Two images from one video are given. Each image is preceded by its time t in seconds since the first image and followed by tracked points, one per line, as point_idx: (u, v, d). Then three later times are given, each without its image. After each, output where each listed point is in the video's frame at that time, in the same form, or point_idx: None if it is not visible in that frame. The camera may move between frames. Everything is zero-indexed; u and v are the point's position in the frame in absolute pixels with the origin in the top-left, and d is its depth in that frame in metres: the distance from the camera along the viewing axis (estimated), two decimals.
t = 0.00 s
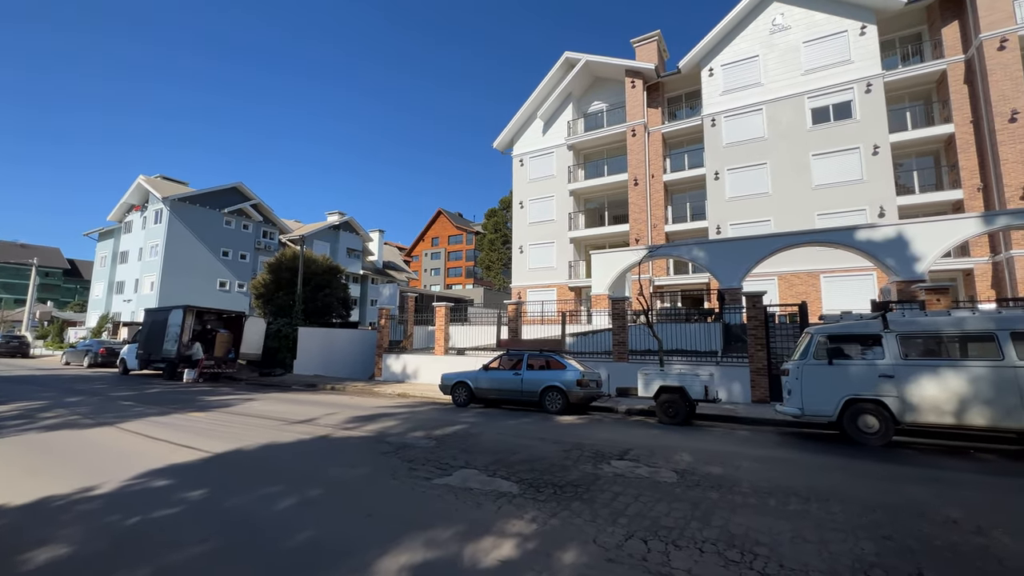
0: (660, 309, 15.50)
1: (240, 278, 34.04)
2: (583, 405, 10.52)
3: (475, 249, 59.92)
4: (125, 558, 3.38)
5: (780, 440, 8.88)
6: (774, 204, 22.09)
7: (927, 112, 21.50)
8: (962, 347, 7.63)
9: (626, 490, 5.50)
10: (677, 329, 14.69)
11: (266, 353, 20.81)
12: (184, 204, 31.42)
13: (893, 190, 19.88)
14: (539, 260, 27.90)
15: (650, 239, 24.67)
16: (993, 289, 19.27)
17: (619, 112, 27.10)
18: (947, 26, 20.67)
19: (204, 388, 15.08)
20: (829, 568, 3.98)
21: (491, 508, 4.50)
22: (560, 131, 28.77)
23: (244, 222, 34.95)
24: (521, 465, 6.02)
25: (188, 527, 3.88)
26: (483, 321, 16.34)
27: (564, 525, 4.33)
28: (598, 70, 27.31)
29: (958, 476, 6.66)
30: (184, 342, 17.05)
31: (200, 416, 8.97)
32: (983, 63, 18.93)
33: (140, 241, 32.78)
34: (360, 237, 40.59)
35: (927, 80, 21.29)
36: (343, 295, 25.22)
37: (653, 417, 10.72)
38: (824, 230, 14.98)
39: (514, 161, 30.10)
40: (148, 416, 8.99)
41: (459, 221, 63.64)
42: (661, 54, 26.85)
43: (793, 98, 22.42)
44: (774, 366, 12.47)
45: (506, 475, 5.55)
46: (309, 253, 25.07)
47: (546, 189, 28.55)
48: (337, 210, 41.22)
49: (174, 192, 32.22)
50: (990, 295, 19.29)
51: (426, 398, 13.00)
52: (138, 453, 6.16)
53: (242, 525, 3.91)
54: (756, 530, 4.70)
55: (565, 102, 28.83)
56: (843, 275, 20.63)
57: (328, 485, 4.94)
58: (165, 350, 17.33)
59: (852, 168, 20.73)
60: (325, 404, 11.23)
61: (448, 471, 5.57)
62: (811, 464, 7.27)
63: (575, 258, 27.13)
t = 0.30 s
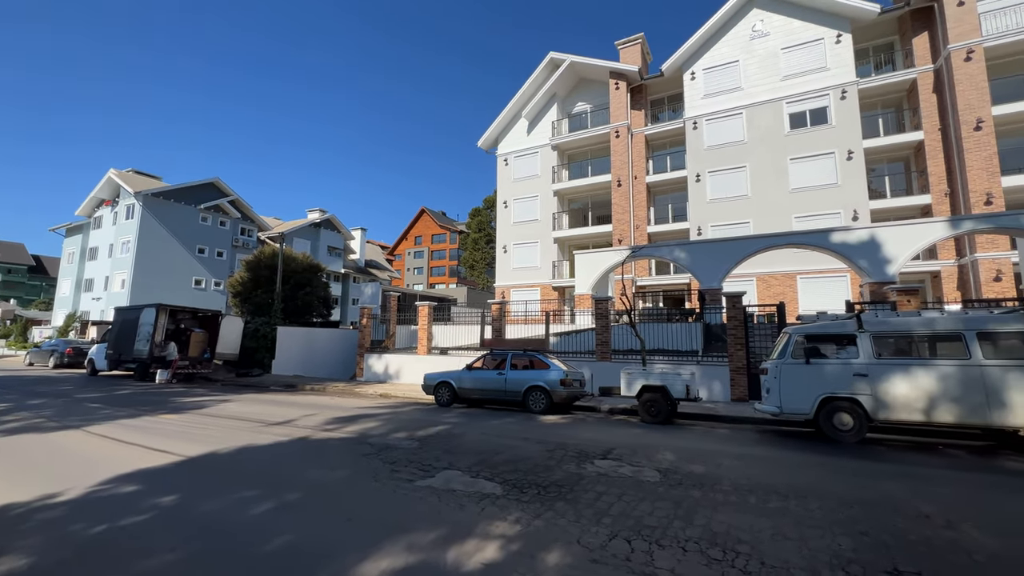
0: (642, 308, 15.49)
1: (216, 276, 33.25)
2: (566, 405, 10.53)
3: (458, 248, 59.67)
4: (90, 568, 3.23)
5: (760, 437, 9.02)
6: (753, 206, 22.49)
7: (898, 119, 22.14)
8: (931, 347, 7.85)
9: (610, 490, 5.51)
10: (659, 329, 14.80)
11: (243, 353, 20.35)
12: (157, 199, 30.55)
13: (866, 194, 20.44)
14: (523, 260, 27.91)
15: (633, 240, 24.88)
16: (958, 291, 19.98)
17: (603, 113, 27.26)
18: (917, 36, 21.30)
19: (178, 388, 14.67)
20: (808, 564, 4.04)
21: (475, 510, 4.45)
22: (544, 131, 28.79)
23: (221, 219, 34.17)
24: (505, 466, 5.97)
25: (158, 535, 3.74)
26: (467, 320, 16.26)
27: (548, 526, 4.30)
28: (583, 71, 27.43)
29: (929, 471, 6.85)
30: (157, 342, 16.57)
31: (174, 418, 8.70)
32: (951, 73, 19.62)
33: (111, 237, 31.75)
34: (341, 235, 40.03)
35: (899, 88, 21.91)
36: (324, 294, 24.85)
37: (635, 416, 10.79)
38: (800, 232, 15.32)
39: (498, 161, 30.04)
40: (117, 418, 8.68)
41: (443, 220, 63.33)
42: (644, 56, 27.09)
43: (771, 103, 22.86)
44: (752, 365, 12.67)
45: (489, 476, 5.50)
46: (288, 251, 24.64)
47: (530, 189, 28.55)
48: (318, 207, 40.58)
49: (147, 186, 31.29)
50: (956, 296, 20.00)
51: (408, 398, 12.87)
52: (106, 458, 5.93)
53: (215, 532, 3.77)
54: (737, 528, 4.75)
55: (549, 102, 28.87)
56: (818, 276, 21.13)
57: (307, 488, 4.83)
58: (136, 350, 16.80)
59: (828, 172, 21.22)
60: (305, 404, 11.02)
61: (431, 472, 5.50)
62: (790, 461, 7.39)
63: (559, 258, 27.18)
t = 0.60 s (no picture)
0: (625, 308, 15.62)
1: (191, 275, 32.40)
2: (550, 405, 10.52)
3: (442, 248, 59.33)
4: None
5: (740, 436, 9.15)
6: (732, 209, 22.86)
7: (871, 126, 22.76)
8: (902, 346, 8.06)
9: (594, 489, 5.50)
10: (641, 329, 14.93)
11: (220, 353, 19.85)
12: (129, 194, 29.63)
13: (841, 198, 20.96)
14: (507, 260, 27.88)
15: (616, 241, 25.02)
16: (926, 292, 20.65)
17: (587, 115, 27.40)
18: (890, 46, 21.93)
19: (151, 390, 14.24)
20: (789, 561, 4.08)
21: (458, 512, 4.39)
22: (528, 131, 28.79)
23: (197, 215, 33.33)
24: (488, 467, 5.92)
25: (127, 543, 3.59)
26: (450, 320, 16.15)
27: (532, 527, 4.27)
28: (567, 72, 27.52)
29: (902, 467, 7.02)
30: (128, 342, 16.05)
31: (145, 421, 8.42)
32: (920, 83, 20.26)
33: (79, 233, 30.66)
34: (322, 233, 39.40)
35: (871, 95, 22.51)
36: (304, 293, 24.43)
37: (618, 416, 10.84)
38: (778, 235, 15.62)
39: (483, 160, 29.95)
40: (85, 421, 8.36)
41: (426, 219, 62.90)
42: (628, 59, 27.30)
43: (751, 108, 23.27)
44: (732, 365, 12.85)
45: (473, 477, 5.44)
46: (267, 249, 24.16)
47: (515, 189, 28.54)
48: (298, 205, 39.86)
49: (119, 181, 30.33)
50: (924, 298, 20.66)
51: (391, 399, 12.71)
52: (72, 463, 5.70)
53: (188, 539, 3.64)
54: (719, 525, 4.79)
55: (534, 102, 28.90)
56: (795, 278, 21.59)
57: (286, 492, 4.71)
58: (106, 350, 16.25)
59: (805, 176, 21.69)
60: (284, 406, 10.79)
61: (414, 474, 5.41)
62: (770, 459, 7.50)
63: (543, 258, 27.23)
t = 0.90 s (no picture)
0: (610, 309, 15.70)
1: (167, 273, 31.57)
2: (535, 405, 10.49)
3: (426, 247, 58.95)
4: None
5: (722, 434, 9.25)
6: (714, 211, 23.18)
7: (848, 132, 23.31)
8: (877, 346, 8.24)
9: (580, 489, 5.48)
10: (626, 329, 15.00)
11: (197, 353, 19.36)
12: (102, 189, 28.76)
13: (818, 202, 21.43)
14: (492, 260, 27.83)
15: (600, 241, 25.12)
16: (898, 294, 21.24)
17: (572, 116, 27.49)
18: (865, 54, 22.49)
19: (123, 391, 13.78)
20: (772, 557, 4.11)
21: (444, 513, 4.32)
22: (514, 131, 28.78)
23: (173, 212, 32.53)
24: (474, 468, 5.86)
25: (97, 551, 3.45)
26: (435, 320, 16.01)
27: (518, 527, 4.23)
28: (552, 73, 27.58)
29: (879, 464, 7.17)
30: (100, 342, 15.55)
31: (118, 424, 8.14)
32: (894, 91, 20.83)
33: (48, 229, 29.62)
34: (304, 231, 38.80)
35: (848, 102, 23.05)
36: (285, 292, 24.02)
37: (603, 415, 10.86)
38: (758, 237, 15.88)
39: (468, 160, 29.84)
40: (54, 424, 8.04)
41: (410, 219, 62.42)
42: (613, 62, 27.46)
43: (733, 112, 23.63)
44: (714, 364, 12.99)
45: (459, 478, 5.38)
46: (247, 247, 23.68)
47: (500, 189, 28.50)
48: (279, 203, 39.15)
49: (91, 176, 29.42)
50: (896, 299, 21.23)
51: (374, 399, 12.54)
52: (39, 467, 5.46)
53: (162, 546, 3.50)
54: (704, 523, 4.81)
55: (519, 102, 28.86)
56: (774, 279, 21.98)
57: (266, 495, 4.58)
58: (76, 350, 15.71)
59: (784, 180, 22.10)
60: (264, 407, 10.55)
61: (398, 475, 5.33)
62: (752, 457, 7.59)
63: (528, 258, 27.24)
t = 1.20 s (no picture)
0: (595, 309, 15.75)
1: (143, 271, 30.73)
2: (521, 405, 10.46)
3: (411, 247, 58.53)
4: None
5: (706, 432, 9.34)
6: (697, 212, 23.45)
7: (826, 137, 23.80)
8: (854, 346, 8.40)
9: (567, 489, 5.46)
10: (611, 329, 15.07)
11: (174, 354, 18.86)
12: (74, 184, 27.89)
13: (797, 204, 21.85)
14: (478, 260, 27.73)
15: (586, 242, 25.21)
16: (873, 295, 21.76)
17: (559, 117, 27.55)
18: (843, 62, 23.00)
19: (97, 393, 13.37)
20: (757, 554, 4.14)
21: (431, 515, 4.26)
22: (501, 131, 28.73)
23: (150, 208, 31.74)
24: (461, 468, 5.79)
25: (69, 559, 3.30)
26: (420, 320, 15.86)
27: (507, 528, 4.18)
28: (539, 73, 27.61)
29: (858, 461, 7.30)
30: (71, 342, 15.09)
31: (91, 426, 7.86)
32: (870, 98, 21.37)
33: (17, 225, 28.57)
34: (286, 230, 38.18)
35: (826, 108, 23.55)
36: (266, 291, 23.60)
37: (589, 415, 10.87)
38: (740, 238, 16.10)
39: (455, 159, 29.70)
40: (23, 427, 7.74)
41: (395, 218, 61.87)
42: (599, 64, 27.60)
43: (716, 115, 23.95)
44: (698, 364, 13.13)
45: (445, 479, 5.32)
46: (227, 245, 23.22)
47: (486, 188, 28.42)
48: (260, 201, 38.46)
49: (63, 170, 28.51)
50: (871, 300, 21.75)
51: (358, 400, 12.37)
52: (7, 473, 5.23)
53: (139, 553, 3.37)
54: (690, 521, 4.82)
55: (506, 102, 28.84)
56: (755, 280, 22.34)
57: (247, 499, 4.45)
58: (45, 351, 15.23)
59: (765, 183, 22.49)
60: (246, 408, 10.32)
61: (384, 477, 5.24)
62: (736, 455, 7.66)
63: (513, 259, 27.21)
